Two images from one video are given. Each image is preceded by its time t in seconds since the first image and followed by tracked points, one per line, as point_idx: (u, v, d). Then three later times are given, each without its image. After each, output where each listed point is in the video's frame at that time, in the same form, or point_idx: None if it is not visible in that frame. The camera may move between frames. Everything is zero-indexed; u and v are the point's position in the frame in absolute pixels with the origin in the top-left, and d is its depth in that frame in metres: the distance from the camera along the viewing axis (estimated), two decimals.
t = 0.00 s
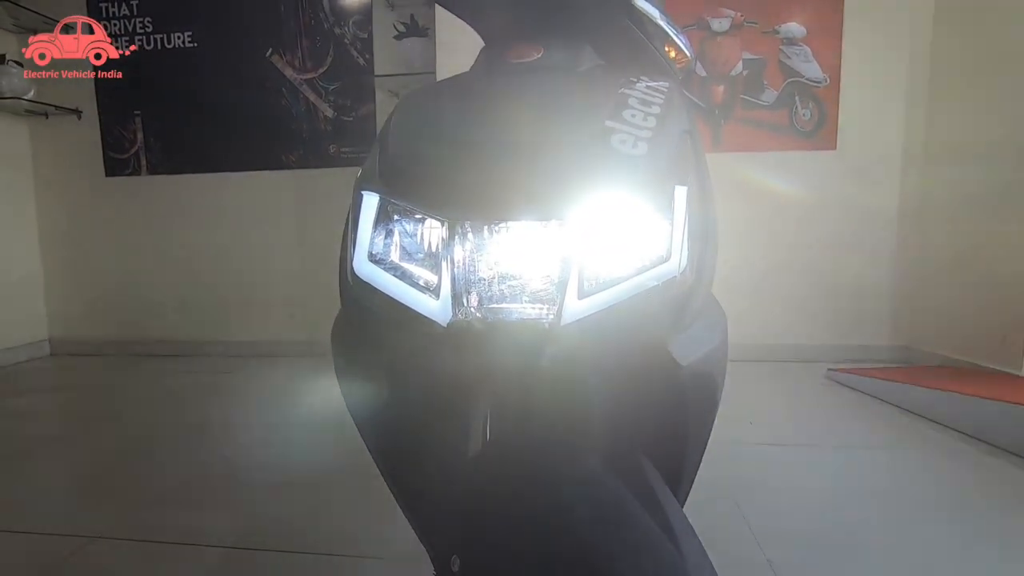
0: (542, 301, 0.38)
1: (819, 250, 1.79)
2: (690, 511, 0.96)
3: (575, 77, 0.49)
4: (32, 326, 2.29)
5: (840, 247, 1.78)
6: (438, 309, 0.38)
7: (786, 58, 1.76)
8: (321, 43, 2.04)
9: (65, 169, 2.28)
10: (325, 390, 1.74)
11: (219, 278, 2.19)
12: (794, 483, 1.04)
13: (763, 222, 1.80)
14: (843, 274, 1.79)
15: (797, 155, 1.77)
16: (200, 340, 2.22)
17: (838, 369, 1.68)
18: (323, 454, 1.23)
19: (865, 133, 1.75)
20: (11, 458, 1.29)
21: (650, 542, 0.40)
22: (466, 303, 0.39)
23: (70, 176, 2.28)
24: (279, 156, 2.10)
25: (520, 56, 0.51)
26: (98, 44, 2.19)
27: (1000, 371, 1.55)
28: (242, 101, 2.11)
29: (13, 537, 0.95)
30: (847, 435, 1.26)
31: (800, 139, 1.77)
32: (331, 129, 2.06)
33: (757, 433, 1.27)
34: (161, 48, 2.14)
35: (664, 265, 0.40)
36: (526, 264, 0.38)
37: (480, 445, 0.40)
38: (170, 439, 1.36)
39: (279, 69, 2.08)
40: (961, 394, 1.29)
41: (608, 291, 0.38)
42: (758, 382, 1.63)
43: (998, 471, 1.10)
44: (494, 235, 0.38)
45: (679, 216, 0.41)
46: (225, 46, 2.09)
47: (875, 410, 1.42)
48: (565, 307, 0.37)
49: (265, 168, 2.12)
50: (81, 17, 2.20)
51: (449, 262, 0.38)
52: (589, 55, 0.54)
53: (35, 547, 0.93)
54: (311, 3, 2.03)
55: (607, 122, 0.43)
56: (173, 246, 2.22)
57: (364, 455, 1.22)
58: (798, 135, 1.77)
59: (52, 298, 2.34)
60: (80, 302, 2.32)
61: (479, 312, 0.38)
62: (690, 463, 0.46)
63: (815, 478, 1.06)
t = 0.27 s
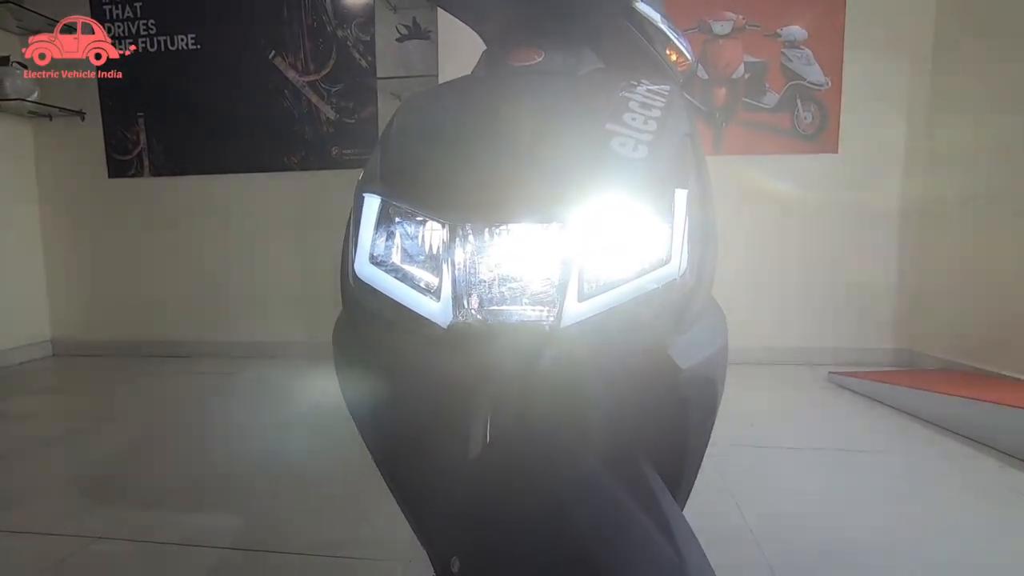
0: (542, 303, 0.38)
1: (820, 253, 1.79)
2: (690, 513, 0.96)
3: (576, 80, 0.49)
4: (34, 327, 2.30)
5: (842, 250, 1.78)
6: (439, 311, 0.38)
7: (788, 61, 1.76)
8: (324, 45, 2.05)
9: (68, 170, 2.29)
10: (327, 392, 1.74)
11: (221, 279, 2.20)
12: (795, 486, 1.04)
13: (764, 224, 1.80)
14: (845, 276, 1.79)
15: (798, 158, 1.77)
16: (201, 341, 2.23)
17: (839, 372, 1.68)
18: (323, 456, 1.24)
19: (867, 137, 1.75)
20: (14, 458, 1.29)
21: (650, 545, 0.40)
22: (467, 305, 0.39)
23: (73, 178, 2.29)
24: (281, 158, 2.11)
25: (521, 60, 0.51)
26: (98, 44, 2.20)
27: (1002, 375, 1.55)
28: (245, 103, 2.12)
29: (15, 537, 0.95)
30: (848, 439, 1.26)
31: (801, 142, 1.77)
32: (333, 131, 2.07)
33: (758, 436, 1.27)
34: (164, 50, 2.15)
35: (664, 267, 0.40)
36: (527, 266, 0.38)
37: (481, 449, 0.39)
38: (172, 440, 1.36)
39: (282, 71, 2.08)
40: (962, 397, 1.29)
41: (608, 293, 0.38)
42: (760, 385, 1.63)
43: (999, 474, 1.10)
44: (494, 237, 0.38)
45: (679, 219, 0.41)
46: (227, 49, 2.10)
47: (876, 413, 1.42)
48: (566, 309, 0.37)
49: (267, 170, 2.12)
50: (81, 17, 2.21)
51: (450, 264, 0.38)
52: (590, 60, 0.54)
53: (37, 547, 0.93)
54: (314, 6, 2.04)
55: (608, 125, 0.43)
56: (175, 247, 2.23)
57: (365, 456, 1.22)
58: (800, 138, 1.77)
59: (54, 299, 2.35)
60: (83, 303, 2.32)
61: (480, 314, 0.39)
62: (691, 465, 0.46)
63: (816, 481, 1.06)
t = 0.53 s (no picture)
0: (544, 317, 0.38)
1: (823, 256, 1.78)
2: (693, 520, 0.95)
3: (579, 87, 0.49)
4: (36, 329, 2.29)
5: (845, 253, 1.77)
6: (439, 326, 0.38)
7: (791, 62, 1.75)
8: (325, 47, 2.04)
9: (69, 173, 2.28)
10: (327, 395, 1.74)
11: (222, 281, 2.19)
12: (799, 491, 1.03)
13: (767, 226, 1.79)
14: (848, 279, 1.78)
15: (802, 160, 1.76)
16: (202, 343, 2.22)
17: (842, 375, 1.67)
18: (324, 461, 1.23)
19: (871, 139, 1.74)
20: (15, 462, 1.28)
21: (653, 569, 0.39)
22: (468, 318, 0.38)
23: (74, 180, 2.29)
24: (282, 160, 2.10)
25: (523, 65, 0.51)
26: (99, 44, 2.20)
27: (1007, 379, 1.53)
28: (246, 105, 2.12)
29: (15, 543, 0.95)
30: (852, 443, 1.25)
31: (804, 144, 1.76)
32: (334, 134, 2.06)
33: (764, 441, 1.26)
34: (165, 52, 2.15)
35: (667, 280, 0.39)
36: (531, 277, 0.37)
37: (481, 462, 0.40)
38: (173, 444, 1.35)
39: (283, 73, 2.08)
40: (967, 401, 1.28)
41: (611, 307, 0.37)
42: (763, 389, 1.62)
43: (1004, 479, 1.09)
44: (494, 249, 0.37)
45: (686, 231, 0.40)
46: (229, 51, 2.10)
47: (880, 417, 1.41)
48: (569, 324, 0.36)
49: (268, 172, 2.12)
50: (81, 16, 2.21)
51: (449, 277, 0.37)
52: (594, 65, 0.53)
53: (36, 553, 0.92)
54: (315, 8, 2.04)
55: (611, 135, 0.42)
56: (176, 250, 2.22)
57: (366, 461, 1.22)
58: (803, 140, 1.76)
59: (55, 301, 2.34)
60: (84, 305, 2.32)
61: (480, 328, 0.38)
62: (696, 488, 0.45)
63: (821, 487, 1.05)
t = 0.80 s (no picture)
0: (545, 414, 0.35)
1: (824, 271, 1.77)
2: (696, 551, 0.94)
3: (583, 147, 0.47)
4: (31, 340, 2.28)
5: (846, 268, 1.77)
6: (437, 422, 0.35)
7: (790, 77, 1.75)
8: (323, 58, 2.03)
9: (66, 183, 2.27)
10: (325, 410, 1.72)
11: (220, 293, 2.18)
12: (801, 518, 1.03)
13: (767, 241, 1.78)
14: (847, 294, 1.77)
15: (801, 176, 1.76)
16: (200, 355, 2.21)
17: (843, 391, 1.66)
18: (321, 484, 1.22)
19: (871, 154, 1.73)
20: (9, 484, 1.27)
21: None
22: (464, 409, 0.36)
23: (71, 190, 2.27)
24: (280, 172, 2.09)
25: (527, 125, 0.50)
26: (98, 44, 2.18)
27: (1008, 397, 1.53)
28: (242, 115, 2.10)
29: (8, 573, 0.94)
30: (852, 466, 1.24)
31: (804, 159, 1.75)
32: (332, 146, 2.05)
33: (762, 463, 1.26)
34: (162, 63, 2.13)
35: (673, 372, 0.36)
36: (530, 370, 0.36)
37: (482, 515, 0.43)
38: (169, 464, 1.35)
39: (281, 85, 2.07)
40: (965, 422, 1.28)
41: (615, 404, 0.35)
42: (763, 405, 1.61)
43: (1005, 504, 1.08)
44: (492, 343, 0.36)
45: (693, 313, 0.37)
46: (227, 61, 2.09)
47: (881, 437, 1.41)
48: (570, 421, 0.34)
49: (266, 184, 2.11)
50: (80, 16, 2.20)
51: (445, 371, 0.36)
52: (599, 121, 0.52)
53: None
54: (313, 20, 2.03)
55: (612, 213, 0.40)
56: (174, 261, 2.21)
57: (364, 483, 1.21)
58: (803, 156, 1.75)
59: (52, 312, 2.33)
60: (79, 315, 2.30)
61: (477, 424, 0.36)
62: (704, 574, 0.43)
63: (823, 513, 1.04)
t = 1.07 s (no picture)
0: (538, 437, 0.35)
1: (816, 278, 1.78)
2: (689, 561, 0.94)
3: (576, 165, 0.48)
4: (21, 346, 2.26)
5: (838, 276, 1.78)
6: (428, 447, 0.35)
7: (782, 86, 1.76)
8: (317, 65, 2.03)
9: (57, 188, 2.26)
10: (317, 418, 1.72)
11: (212, 299, 2.17)
12: (794, 527, 1.03)
13: (760, 249, 1.79)
14: (838, 302, 1.78)
15: (793, 184, 1.77)
16: (192, 361, 2.20)
17: (835, 399, 1.67)
18: (313, 493, 1.21)
19: (862, 163, 1.75)
20: None
21: None
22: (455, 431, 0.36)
23: (63, 195, 2.26)
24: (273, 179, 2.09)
25: (520, 142, 0.50)
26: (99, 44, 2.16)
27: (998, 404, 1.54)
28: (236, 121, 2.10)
29: None
30: (845, 474, 1.25)
31: (795, 167, 1.76)
32: (326, 152, 2.05)
33: (755, 471, 1.26)
34: (155, 68, 2.13)
35: (665, 394, 0.36)
36: (523, 391, 0.36)
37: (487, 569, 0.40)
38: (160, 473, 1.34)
39: (275, 91, 2.06)
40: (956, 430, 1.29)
41: (607, 427, 0.35)
42: (756, 412, 1.62)
43: (996, 513, 1.09)
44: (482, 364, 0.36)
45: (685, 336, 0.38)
46: (220, 67, 2.08)
47: (873, 444, 1.41)
48: (562, 446, 0.34)
49: (259, 190, 2.10)
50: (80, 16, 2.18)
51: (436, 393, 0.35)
52: (592, 138, 0.52)
53: None
54: (307, 26, 2.03)
55: (605, 232, 0.40)
56: (166, 267, 2.20)
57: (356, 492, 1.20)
58: (795, 164, 1.76)
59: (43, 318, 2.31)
60: (70, 321, 2.29)
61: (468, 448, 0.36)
62: None
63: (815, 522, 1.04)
